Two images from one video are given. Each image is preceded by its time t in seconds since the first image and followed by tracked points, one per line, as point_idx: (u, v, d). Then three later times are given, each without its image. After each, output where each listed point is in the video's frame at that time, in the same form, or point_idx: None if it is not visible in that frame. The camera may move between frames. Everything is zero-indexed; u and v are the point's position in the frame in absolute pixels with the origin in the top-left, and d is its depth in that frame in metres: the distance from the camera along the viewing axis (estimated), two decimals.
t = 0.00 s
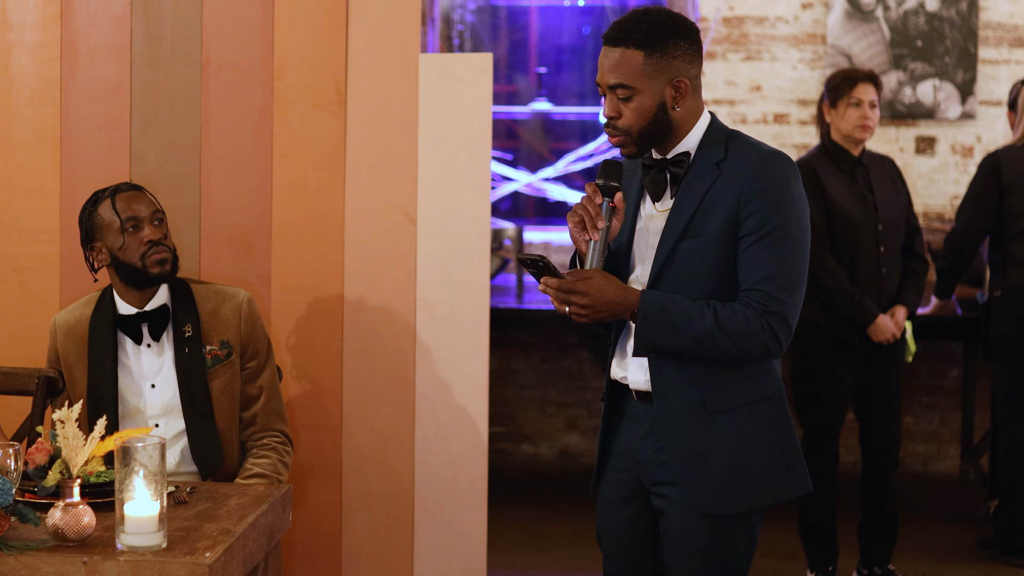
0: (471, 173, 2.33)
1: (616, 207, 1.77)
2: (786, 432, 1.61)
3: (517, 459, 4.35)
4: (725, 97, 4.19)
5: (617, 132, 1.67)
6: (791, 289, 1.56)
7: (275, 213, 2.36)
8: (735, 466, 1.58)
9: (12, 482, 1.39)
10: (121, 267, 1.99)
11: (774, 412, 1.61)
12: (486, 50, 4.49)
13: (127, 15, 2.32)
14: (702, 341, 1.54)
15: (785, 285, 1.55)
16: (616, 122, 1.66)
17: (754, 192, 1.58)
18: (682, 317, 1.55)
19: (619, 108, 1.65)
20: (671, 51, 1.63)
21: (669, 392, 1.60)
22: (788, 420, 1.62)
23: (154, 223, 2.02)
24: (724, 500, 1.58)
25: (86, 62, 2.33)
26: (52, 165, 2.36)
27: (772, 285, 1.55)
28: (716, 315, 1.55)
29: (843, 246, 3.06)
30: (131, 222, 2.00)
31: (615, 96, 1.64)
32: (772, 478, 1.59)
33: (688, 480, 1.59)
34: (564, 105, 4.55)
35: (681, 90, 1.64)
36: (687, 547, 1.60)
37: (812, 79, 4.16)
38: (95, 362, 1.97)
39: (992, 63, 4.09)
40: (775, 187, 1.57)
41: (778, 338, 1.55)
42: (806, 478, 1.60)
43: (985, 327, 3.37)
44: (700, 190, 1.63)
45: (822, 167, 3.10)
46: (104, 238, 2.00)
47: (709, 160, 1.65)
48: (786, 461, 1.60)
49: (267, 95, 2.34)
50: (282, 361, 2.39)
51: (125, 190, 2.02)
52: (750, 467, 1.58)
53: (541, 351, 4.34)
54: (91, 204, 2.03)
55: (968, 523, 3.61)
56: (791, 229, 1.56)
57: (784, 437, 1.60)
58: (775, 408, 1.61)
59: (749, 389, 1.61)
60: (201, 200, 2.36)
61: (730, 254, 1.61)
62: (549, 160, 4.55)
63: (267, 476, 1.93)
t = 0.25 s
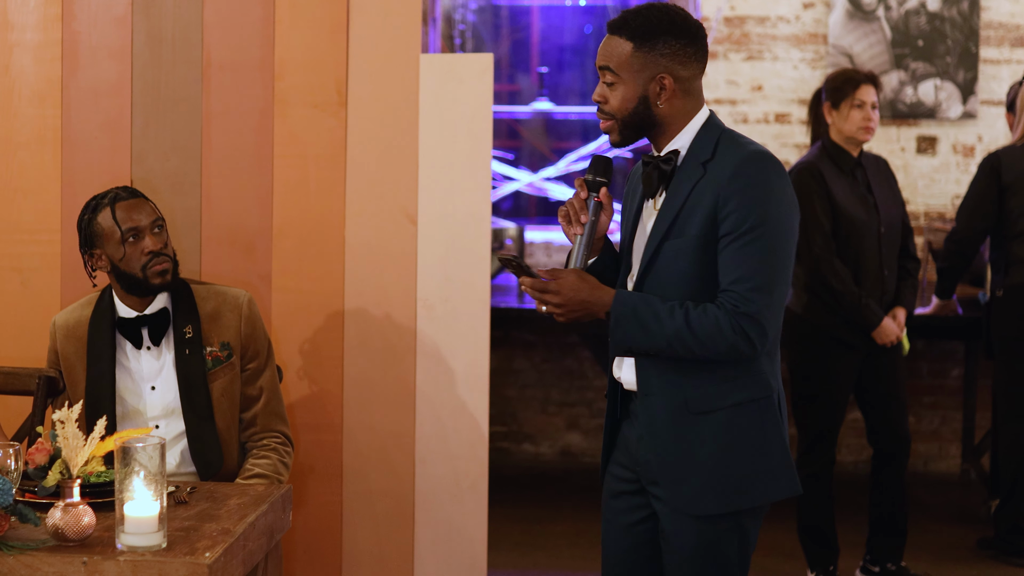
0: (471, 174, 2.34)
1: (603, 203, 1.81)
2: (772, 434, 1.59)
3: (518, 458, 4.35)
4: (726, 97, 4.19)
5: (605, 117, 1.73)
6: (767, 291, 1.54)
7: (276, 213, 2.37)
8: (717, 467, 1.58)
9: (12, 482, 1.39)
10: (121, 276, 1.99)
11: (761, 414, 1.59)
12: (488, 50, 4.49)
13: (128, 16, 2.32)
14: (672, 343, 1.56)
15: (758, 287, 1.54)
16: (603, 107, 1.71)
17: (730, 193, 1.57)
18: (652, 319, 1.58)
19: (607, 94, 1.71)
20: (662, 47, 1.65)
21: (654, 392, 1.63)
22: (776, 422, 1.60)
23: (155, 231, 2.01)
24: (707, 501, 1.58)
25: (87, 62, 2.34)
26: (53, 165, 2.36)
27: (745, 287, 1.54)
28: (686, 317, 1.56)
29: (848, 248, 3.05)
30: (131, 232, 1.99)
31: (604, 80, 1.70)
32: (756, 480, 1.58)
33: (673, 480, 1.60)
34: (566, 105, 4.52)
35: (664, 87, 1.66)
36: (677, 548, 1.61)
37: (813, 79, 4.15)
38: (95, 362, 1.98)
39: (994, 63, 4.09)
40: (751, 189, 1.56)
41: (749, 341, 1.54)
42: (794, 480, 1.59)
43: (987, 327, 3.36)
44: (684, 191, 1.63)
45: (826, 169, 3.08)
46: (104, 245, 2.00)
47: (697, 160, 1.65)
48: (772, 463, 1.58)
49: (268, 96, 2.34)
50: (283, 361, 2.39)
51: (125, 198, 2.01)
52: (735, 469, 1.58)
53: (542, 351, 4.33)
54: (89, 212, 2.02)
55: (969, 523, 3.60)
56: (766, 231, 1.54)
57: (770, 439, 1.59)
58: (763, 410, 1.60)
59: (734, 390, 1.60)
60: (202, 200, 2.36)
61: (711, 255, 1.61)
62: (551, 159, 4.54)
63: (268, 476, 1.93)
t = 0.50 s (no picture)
0: (471, 174, 2.33)
1: (584, 198, 1.82)
2: (738, 431, 1.59)
3: (518, 459, 4.35)
4: (727, 97, 4.19)
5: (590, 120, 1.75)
6: (705, 288, 1.54)
7: (276, 214, 2.36)
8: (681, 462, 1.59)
9: (11, 482, 1.39)
10: (120, 272, 1.98)
11: (728, 411, 1.59)
12: (488, 50, 4.48)
13: (128, 16, 2.32)
14: (604, 335, 1.60)
15: (693, 283, 1.54)
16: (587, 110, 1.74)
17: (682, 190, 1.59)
18: (591, 311, 1.62)
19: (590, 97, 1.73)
20: (637, 49, 1.66)
21: (629, 386, 1.66)
22: (744, 420, 1.60)
23: (154, 227, 2.02)
24: (674, 496, 1.60)
25: (86, 63, 2.33)
26: (53, 165, 2.36)
27: (681, 284, 1.55)
28: (618, 310, 1.60)
29: (858, 250, 3.05)
30: (131, 228, 1.99)
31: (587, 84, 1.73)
32: (720, 476, 1.59)
33: (645, 473, 1.63)
34: (568, 105, 4.49)
35: (642, 87, 1.67)
36: (657, 542, 1.64)
37: (814, 79, 4.15)
38: (95, 362, 1.97)
39: (994, 63, 4.08)
40: (701, 186, 1.56)
41: (675, 335, 1.54)
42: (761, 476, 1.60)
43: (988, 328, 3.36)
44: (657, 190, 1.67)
45: (836, 168, 3.08)
46: (104, 242, 2.00)
47: (675, 160, 1.67)
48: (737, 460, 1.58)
49: (268, 96, 2.34)
50: (283, 362, 2.39)
51: (125, 196, 2.02)
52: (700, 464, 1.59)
53: (542, 351, 4.33)
54: (89, 210, 2.03)
55: (969, 524, 3.60)
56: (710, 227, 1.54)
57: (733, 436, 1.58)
58: (730, 406, 1.59)
59: (698, 387, 1.61)
60: (201, 201, 2.36)
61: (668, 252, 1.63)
62: (551, 160, 4.53)
63: (267, 477, 1.93)
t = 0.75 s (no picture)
0: (472, 176, 2.33)
1: (567, 202, 1.82)
2: (714, 429, 1.60)
3: (520, 460, 4.34)
4: (728, 98, 4.19)
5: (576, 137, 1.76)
6: (686, 288, 1.54)
7: (276, 216, 2.36)
8: (660, 460, 1.61)
9: (10, 485, 1.39)
10: (121, 272, 1.98)
11: (705, 409, 1.60)
12: (490, 51, 4.46)
13: (128, 18, 2.32)
14: (588, 335, 1.61)
15: (674, 283, 1.54)
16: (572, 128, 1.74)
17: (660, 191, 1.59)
18: (573, 313, 1.63)
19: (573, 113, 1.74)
20: (609, 54, 1.68)
21: (608, 385, 1.67)
22: (719, 419, 1.61)
23: (155, 227, 2.02)
24: (653, 493, 1.61)
25: (87, 65, 2.34)
26: (53, 168, 2.36)
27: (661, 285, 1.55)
28: (603, 311, 1.60)
29: (883, 252, 3.03)
30: (132, 227, 1.99)
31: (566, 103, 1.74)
32: (698, 473, 1.60)
33: (623, 471, 1.65)
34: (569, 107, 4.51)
35: (622, 90, 1.68)
36: (636, 540, 1.65)
37: (815, 81, 4.15)
38: (94, 365, 1.97)
39: (996, 65, 4.08)
40: (679, 187, 1.56)
41: (659, 336, 1.54)
42: (737, 475, 1.61)
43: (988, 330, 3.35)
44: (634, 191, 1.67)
45: (859, 172, 3.06)
46: (105, 241, 2.00)
47: (652, 162, 1.67)
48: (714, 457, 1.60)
49: (268, 98, 2.34)
50: (283, 364, 2.39)
51: (126, 196, 2.02)
52: (677, 461, 1.60)
53: (543, 353, 4.32)
54: (92, 210, 2.02)
55: (970, 526, 3.59)
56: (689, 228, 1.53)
57: (711, 434, 1.60)
58: (707, 405, 1.61)
59: (676, 386, 1.62)
60: (202, 203, 2.36)
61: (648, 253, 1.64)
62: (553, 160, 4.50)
63: (267, 480, 1.92)
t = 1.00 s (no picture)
0: (473, 183, 2.33)
1: (564, 215, 1.82)
2: (721, 430, 1.61)
3: (521, 468, 4.33)
4: (729, 106, 4.20)
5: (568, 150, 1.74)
6: (705, 292, 1.55)
7: (277, 223, 2.36)
8: (670, 463, 1.61)
9: (11, 493, 1.38)
10: (123, 284, 1.98)
11: (713, 411, 1.62)
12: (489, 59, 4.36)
13: (129, 25, 2.32)
14: (609, 340, 1.60)
15: (694, 288, 1.55)
16: (564, 142, 1.72)
17: (670, 197, 1.59)
18: (591, 319, 1.62)
19: (564, 128, 1.72)
20: (597, 65, 1.68)
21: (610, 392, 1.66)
22: (726, 419, 1.62)
23: (158, 238, 2.01)
24: (662, 497, 1.62)
25: (87, 71, 2.33)
26: (53, 175, 2.36)
27: (681, 287, 1.55)
28: (623, 317, 1.59)
29: (914, 259, 3.03)
30: (135, 239, 1.99)
31: (557, 117, 1.71)
32: (708, 475, 1.61)
33: (629, 477, 1.64)
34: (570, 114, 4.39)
35: (614, 99, 1.68)
36: (642, 544, 1.65)
37: (816, 88, 4.15)
38: (94, 372, 1.96)
39: (997, 72, 4.09)
40: (689, 192, 1.57)
41: (684, 340, 1.55)
42: (744, 474, 1.61)
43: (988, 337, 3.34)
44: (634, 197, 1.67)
45: (888, 179, 3.05)
46: (106, 252, 1.99)
47: (648, 167, 1.67)
48: (723, 459, 1.61)
49: (269, 105, 2.34)
50: (285, 371, 2.38)
51: (129, 205, 2.01)
52: (689, 464, 1.61)
53: (544, 360, 4.30)
54: (92, 220, 2.02)
55: (972, 533, 3.58)
56: (705, 233, 1.54)
57: (719, 437, 1.61)
58: (712, 407, 1.62)
59: (683, 389, 1.62)
60: (203, 210, 2.35)
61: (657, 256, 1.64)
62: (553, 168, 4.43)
63: (268, 487, 1.91)
